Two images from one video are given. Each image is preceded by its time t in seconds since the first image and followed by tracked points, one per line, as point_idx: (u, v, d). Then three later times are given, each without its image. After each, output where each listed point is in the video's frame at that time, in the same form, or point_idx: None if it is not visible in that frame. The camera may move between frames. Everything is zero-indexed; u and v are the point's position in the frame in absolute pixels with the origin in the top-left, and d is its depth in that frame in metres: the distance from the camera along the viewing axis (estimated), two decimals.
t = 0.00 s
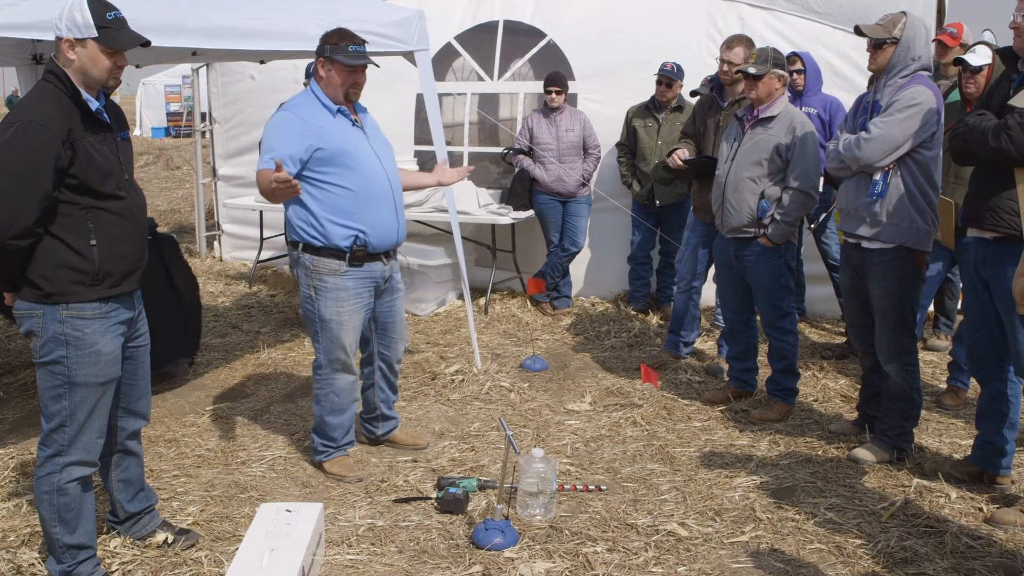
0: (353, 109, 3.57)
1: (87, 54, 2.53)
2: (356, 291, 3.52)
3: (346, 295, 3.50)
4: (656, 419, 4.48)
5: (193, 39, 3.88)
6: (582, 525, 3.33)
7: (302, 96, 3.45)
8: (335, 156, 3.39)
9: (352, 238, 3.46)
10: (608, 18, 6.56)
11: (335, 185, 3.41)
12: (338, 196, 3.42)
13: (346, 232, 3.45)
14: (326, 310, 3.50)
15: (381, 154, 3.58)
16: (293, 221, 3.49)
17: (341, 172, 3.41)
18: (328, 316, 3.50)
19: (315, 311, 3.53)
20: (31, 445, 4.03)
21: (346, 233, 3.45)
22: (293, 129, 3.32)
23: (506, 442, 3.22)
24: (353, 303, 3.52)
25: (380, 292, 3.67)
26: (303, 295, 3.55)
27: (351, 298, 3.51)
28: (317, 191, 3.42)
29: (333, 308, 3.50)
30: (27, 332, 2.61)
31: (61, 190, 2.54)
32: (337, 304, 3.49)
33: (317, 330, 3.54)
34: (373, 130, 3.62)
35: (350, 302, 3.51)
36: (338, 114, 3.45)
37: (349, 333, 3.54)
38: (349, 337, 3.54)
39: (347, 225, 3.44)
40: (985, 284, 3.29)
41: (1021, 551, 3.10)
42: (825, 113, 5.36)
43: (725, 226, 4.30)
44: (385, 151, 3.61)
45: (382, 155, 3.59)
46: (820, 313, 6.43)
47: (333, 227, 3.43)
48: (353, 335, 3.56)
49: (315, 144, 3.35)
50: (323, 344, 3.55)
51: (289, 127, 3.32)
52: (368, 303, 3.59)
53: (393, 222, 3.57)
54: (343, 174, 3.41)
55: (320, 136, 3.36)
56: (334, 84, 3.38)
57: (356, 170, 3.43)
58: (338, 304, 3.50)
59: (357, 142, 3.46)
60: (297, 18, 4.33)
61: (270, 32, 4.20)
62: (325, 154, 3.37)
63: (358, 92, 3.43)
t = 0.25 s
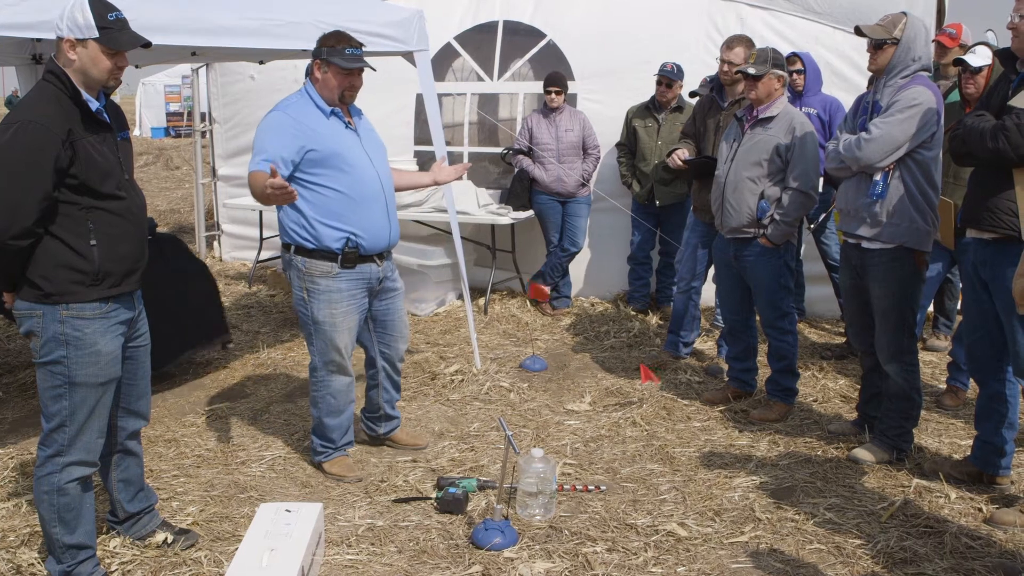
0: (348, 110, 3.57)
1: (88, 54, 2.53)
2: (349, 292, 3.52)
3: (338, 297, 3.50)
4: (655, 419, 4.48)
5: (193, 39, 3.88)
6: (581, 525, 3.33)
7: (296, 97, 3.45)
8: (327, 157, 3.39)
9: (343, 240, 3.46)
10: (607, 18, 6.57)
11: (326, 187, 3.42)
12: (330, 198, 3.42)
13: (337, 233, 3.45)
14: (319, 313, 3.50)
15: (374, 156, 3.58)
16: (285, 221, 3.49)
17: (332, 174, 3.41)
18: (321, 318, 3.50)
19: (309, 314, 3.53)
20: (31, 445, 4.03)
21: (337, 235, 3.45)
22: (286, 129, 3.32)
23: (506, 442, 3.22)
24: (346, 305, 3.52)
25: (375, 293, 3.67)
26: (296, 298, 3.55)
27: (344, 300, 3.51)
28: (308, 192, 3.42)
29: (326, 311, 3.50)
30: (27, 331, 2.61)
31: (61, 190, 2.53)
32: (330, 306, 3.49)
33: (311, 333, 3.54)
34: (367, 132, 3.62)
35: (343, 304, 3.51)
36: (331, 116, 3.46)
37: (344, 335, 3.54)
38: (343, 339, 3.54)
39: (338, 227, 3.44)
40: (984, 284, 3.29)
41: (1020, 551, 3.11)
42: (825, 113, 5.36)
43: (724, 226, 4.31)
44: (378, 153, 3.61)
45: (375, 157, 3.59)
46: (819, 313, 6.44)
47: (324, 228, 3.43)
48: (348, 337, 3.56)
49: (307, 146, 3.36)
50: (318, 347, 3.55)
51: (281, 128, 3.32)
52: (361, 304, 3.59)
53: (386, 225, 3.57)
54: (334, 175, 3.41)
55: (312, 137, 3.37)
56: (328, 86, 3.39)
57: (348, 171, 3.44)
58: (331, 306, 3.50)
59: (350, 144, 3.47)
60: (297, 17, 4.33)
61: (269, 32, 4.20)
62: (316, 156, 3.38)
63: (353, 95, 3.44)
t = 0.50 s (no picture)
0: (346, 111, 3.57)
1: (88, 53, 2.53)
2: (346, 293, 3.52)
3: (336, 297, 3.50)
4: (656, 420, 4.48)
5: (194, 39, 3.88)
6: (581, 525, 3.33)
7: (293, 97, 3.45)
8: (324, 158, 3.39)
9: (340, 241, 3.46)
10: (607, 17, 6.56)
11: (324, 187, 3.42)
12: (326, 199, 3.43)
13: (334, 234, 3.45)
14: (317, 314, 3.50)
15: (371, 156, 3.58)
16: (282, 222, 3.49)
17: (329, 175, 3.41)
18: (319, 319, 3.50)
19: (307, 315, 3.53)
20: (31, 445, 4.03)
21: (334, 235, 3.45)
22: (283, 129, 3.32)
23: (506, 442, 3.21)
24: (344, 305, 3.52)
25: (373, 293, 3.67)
26: (294, 299, 3.55)
27: (342, 300, 3.51)
28: (305, 193, 3.42)
29: (323, 311, 3.50)
30: (28, 331, 2.61)
31: (62, 189, 2.53)
32: (327, 306, 3.49)
33: (309, 333, 3.54)
34: (364, 133, 3.62)
35: (341, 304, 3.51)
36: (329, 116, 3.45)
37: (342, 335, 3.54)
38: (341, 339, 3.54)
39: (335, 228, 3.44)
40: (984, 284, 3.29)
41: (1020, 552, 3.10)
42: (826, 113, 5.36)
43: (724, 226, 4.31)
44: (375, 154, 3.61)
45: (372, 158, 3.59)
46: (819, 313, 6.44)
47: (320, 229, 3.43)
48: (346, 337, 3.55)
49: (304, 147, 3.36)
50: (316, 348, 3.55)
51: (279, 128, 3.31)
52: (359, 305, 3.59)
53: (382, 226, 3.57)
54: (331, 176, 3.42)
55: (309, 137, 3.37)
56: (327, 87, 3.38)
57: (345, 172, 3.44)
58: (329, 306, 3.50)
59: (347, 144, 3.47)
60: (297, 16, 4.33)
61: (269, 31, 4.20)
62: (313, 155, 3.38)
63: (351, 95, 3.44)
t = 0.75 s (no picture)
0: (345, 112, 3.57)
1: (88, 53, 2.53)
2: (345, 293, 3.52)
3: (335, 298, 3.50)
4: (656, 420, 4.48)
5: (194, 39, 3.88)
6: (582, 525, 3.33)
7: (291, 98, 3.45)
8: (323, 159, 3.39)
9: (338, 241, 3.46)
10: (608, 17, 6.56)
11: (322, 188, 3.42)
12: (324, 200, 3.43)
13: (333, 234, 3.45)
14: (315, 314, 3.50)
15: (369, 157, 3.58)
16: (281, 222, 3.49)
17: (327, 176, 3.42)
18: (318, 319, 3.50)
19: (305, 315, 3.53)
20: (31, 445, 4.03)
21: (332, 236, 3.45)
22: (282, 130, 3.32)
23: (506, 442, 3.22)
24: (342, 305, 3.52)
25: (372, 293, 3.67)
26: (292, 299, 3.55)
27: (341, 300, 3.51)
28: (303, 193, 3.43)
29: (322, 311, 3.50)
30: (30, 331, 2.60)
31: (62, 189, 2.53)
32: (326, 306, 3.49)
33: (308, 333, 3.55)
34: (363, 133, 3.62)
35: (339, 304, 3.51)
36: (327, 117, 3.45)
37: (340, 335, 3.54)
38: (340, 339, 3.54)
39: (333, 229, 3.44)
40: (984, 285, 3.29)
41: (1020, 552, 3.10)
42: (826, 113, 5.36)
43: (724, 226, 4.31)
44: (374, 154, 3.61)
45: (370, 158, 3.59)
46: (819, 313, 6.44)
47: (318, 230, 3.43)
48: (345, 337, 3.55)
49: (303, 147, 3.36)
50: (315, 347, 3.55)
51: (277, 128, 3.31)
52: (358, 305, 3.59)
53: (381, 226, 3.57)
54: (329, 177, 3.42)
55: (308, 138, 3.37)
56: (325, 87, 3.38)
57: (343, 172, 3.44)
58: (327, 306, 3.50)
59: (346, 145, 3.47)
60: (298, 16, 4.33)
61: (269, 31, 4.20)
62: (311, 156, 3.38)
63: (349, 96, 3.44)
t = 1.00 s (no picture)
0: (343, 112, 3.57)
1: (84, 52, 2.53)
2: (344, 293, 3.52)
3: (333, 297, 3.49)
4: (656, 420, 4.48)
5: (193, 39, 3.88)
6: (581, 525, 3.33)
7: (290, 98, 3.45)
8: (322, 159, 3.39)
9: (337, 241, 3.46)
10: (608, 18, 6.56)
11: (321, 190, 3.42)
12: (323, 201, 3.42)
13: (332, 235, 3.45)
14: (314, 313, 3.50)
15: (368, 157, 3.58)
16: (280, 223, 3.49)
17: (326, 176, 3.42)
18: (317, 318, 3.50)
19: (304, 314, 3.53)
20: (31, 445, 4.03)
21: (331, 236, 3.45)
22: (282, 130, 3.32)
23: (506, 442, 3.22)
24: (341, 305, 3.52)
25: (371, 294, 3.67)
26: (291, 299, 3.55)
27: (339, 300, 3.51)
28: (302, 193, 3.43)
29: (321, 311, 3.50)
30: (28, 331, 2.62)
31: (58, 188, 2.54)
32: (324, 306, 3.49)
33: (307, 333, 3.55)
34: (362, 133, 3.62)
35: (338, 304, 3.51)
36: (326, 117, 3.45)
37: (339, 335, 3.54)
38: (339, 339, 3.54)
39: (332, 229, 3.44)
40: (984, 285, 3.29)
41: (1021, 552, 3.10)
42: (826, 113, 5.36)
43: (725, 226, 4.31)
44: (373, 155, 3.61)
45: (369, 158, 3.59)
46: (819, 313, 6.44)
47: (318, 230, 3.43)
48: (344, 336, 3.55)
49: (302, 147, 3.36)
50: (314, 347, 3.55)
51: (277, 129, 3.31)
52: (356, 304, 3.59)
53: (380, 227, 3.57)
54: (328, 177, 3.42)
55: (306, 139, 3.37)
56: (324, 88, 3.38)
57: (342, 173, 3.44)
58: (326, 306, 3.50)
59: (345, 145, 3.47)
60: (297, 16, 4.33)
61: (269, 31, 4.20)
62: (310, 157, 3.38)
63: (348, 96, 3.44)
